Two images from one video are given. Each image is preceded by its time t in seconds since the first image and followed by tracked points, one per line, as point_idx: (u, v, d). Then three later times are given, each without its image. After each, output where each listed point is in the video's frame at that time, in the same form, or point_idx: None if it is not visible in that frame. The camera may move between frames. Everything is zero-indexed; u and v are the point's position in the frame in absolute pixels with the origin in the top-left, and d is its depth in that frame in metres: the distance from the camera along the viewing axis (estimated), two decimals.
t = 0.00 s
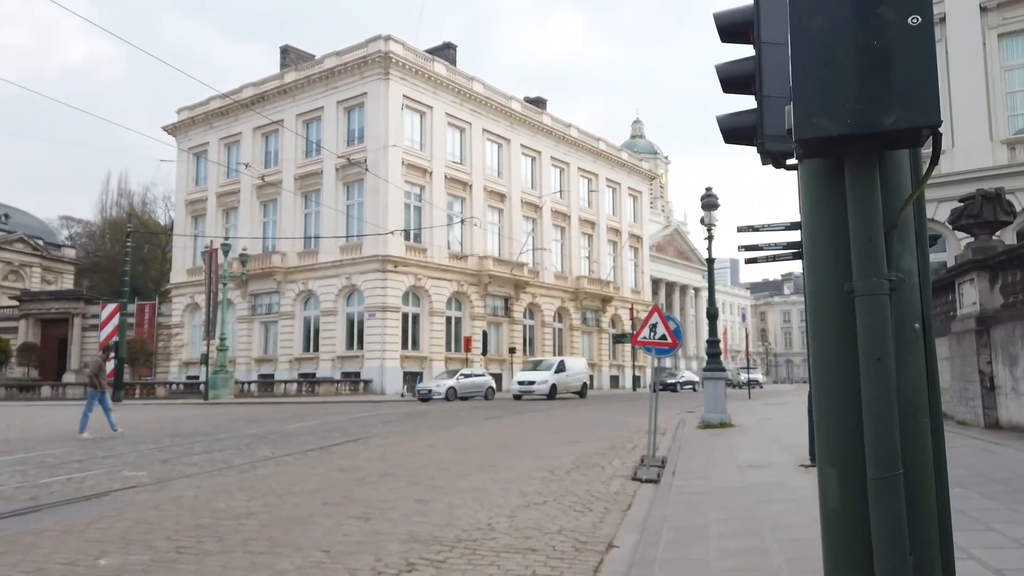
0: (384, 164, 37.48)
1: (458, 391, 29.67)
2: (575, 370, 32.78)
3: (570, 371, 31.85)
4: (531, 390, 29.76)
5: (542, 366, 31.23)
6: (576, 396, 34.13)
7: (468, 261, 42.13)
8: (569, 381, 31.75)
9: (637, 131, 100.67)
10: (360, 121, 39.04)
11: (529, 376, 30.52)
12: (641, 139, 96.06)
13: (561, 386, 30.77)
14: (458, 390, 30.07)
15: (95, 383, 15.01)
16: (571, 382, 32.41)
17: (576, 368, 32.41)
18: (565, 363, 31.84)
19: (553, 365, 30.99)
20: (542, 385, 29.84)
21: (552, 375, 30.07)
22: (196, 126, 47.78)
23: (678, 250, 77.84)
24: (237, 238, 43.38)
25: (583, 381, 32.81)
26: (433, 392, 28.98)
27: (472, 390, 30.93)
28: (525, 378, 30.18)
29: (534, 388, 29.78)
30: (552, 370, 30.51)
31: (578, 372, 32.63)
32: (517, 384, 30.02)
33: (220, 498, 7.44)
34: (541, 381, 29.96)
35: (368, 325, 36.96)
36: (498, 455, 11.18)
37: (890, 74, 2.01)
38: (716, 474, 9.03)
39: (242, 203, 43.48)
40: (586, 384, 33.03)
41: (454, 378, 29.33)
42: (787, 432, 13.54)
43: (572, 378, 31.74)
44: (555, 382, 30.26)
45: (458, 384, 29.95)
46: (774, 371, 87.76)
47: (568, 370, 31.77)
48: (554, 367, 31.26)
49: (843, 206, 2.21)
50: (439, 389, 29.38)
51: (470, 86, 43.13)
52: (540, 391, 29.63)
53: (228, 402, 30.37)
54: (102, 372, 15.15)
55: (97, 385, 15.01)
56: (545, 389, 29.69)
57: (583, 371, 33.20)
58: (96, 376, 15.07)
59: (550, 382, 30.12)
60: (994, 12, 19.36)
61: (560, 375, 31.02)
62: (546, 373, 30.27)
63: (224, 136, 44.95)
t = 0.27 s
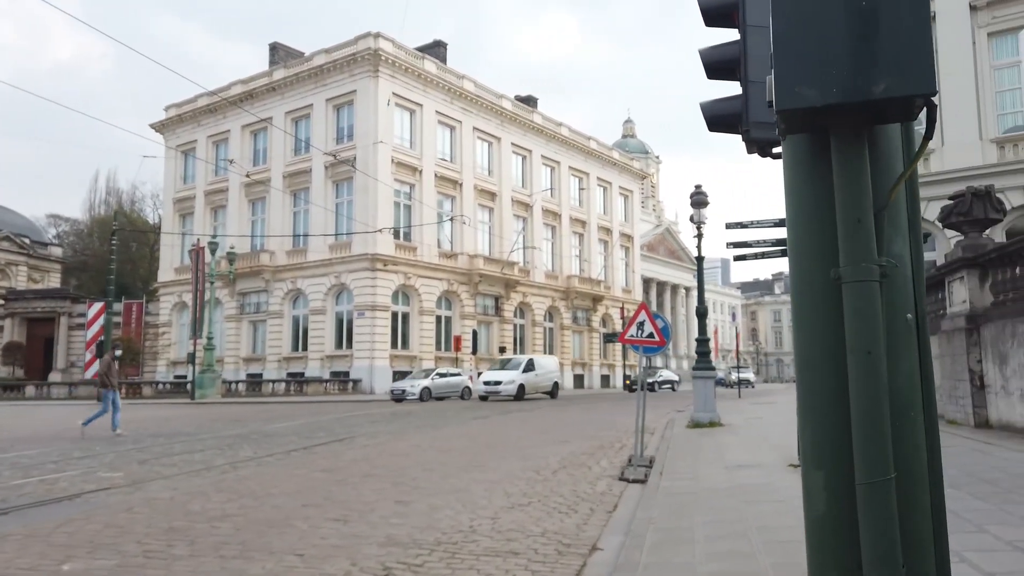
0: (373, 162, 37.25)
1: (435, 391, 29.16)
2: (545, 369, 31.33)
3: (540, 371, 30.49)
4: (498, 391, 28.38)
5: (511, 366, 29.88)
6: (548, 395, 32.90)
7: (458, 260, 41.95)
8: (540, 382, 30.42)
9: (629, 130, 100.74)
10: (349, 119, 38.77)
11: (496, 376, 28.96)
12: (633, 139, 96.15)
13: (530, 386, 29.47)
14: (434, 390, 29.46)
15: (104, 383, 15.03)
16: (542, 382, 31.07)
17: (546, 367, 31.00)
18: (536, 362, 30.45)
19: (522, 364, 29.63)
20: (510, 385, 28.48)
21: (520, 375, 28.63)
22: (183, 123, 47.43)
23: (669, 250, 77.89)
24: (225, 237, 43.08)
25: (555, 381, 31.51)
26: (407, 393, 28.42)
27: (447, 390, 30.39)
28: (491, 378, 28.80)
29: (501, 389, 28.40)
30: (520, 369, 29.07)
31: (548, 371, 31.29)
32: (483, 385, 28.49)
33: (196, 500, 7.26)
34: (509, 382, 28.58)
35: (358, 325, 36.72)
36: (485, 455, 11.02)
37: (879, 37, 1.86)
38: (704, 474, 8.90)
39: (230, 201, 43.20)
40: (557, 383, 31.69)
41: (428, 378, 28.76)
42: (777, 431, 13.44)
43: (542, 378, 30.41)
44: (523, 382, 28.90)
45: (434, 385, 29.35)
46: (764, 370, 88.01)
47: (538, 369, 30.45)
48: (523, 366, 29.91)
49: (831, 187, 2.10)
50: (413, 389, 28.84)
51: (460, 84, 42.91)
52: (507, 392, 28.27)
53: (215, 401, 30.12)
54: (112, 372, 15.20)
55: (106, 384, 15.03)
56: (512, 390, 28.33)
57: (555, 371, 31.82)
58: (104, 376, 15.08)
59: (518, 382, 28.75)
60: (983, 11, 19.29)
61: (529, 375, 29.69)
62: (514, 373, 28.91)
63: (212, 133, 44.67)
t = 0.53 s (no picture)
0: (365, 160, 37.01)
1: (413, 391, 28.87)
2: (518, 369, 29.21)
3: (513, 370, 28.52)
4: (467, 391, 26.40)
5: (481, 365, 27.92)
6: (522, 395, 31.18)
7: (451, 259, 41.75)
8: (513, 382, 28.48)
9: (622, 129, 100.68)
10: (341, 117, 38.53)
11: (464, 375, 26.78)
12: (626, 139, 96.18)
13: (501, 386, 27.53)
14: (413, 390, 29.23)
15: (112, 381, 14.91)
16: (514, 381, 29.08)
17: (519, 365, 28.94)
18: (508, 361, 28.48)
19: (493, 363, 27.69)
20: (479, 385, 26.52)
21: (490, 374, 26.58)
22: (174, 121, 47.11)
23: (663, 249, 77.88)
24: (217, 235, 42.79)
25: (529, 381, 29.54)
26: (384, 392, 28.16)
27: (426, 389, 30.08)
28: (460, 378, 26.82)
29: (469, 389, 26.42)
30: (490, 368, 26.96)
31: (521, 370, 29.27)
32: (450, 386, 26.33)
33: (175, 502, 7.07)
34: (479, 382, 26.59)
35: (349, 324, 36.47)
36: (475, 455, 10.85)
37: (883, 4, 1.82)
38: (697, 475, 8.74)
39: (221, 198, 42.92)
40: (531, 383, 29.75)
41: (406, 378, 28.52)
42: (771, 431, 13.31)
43: (514, 377, 28.46)
44: (494, 382, 26.94)
45: (412, 385, 29.14)
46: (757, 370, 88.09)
47: (510, 369, 28.50)
48: (494, 365, 27.96)
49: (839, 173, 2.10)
50: (390, 389, 28.58)
51: (453, 82, 42.72)
52: (477, 393, 26.31)
53: (205, 401, 29.86)
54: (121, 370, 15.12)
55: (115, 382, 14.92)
56: (482, 390, 26.36)
57: (528, 371, 29.88)
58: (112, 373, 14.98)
59: (488, 382, 26.78)
60: (977, 10, 19.29)
61: (500, 375, 27.72)
62: (484, 372, 26.97)
63: (203, 131, 44.38)
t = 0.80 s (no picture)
0: (354, 157, 36.72)
1: (383, 391, 28.20)
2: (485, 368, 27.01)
3: (479, 370, 26.20)
4: (426, 392, 24.15)
5: (442, 364, 25.60)
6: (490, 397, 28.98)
7: (441, 258, 41.48)
8: (478, 383, 26.14)
9: (613, 129, 100.71)
10: (330, 114, 38.22)
11: (424, 376, 24.68)
12: (617, 138, 96.24)
13: (463, 387, 25.15)
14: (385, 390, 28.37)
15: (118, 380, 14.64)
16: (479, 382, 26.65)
17: (486, 365, 26.83)
18: (473, 360, 26.17)
19: (457, 363, 25.38)
20: (439, 386, 24.30)
21: (452, 374, 24.48)
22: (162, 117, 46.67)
23: (654, 249, 77.83)
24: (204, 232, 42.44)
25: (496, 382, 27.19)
26: (356, 392, 27.40)
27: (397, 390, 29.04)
28: (418, 377, 24.53)
29: (429, 390, 24.23)
30: (453, 368, 24.85)
31: (487, 370, 26.77)
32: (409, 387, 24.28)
33: (147, 508, 6.84)
34: (440, 382, 24.32)
35: (338, 323, 36.11)
36: (461, 457, 10.64)
37: None
38: (687, 479, 8.55)
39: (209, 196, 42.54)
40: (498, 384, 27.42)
41: (379, 378, 27.70)
42: (763, 433, 13.15)
43: (479, 378, 26.07)
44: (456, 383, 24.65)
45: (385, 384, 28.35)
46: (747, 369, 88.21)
47: (473, 369, 26.11)
48: (456, 365, 25.59)
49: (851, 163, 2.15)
50: (363, 389, 27.72)
51: (444, 80, 42.50)
52: (437, 395, 24.08)
53: (191, 401, 29.50)
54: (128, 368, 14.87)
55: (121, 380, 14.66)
56: (443, 391, 24.13)
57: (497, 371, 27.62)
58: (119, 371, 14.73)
59: (449, 383, 24.51)
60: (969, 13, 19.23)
61: (463, 375, 25.35)
62: (445, 372, 24.67)
63: (191, 128, 43.98)
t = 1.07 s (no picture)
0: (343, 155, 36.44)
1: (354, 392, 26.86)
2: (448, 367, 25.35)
3: (440, 370, 24.49)
4: (380, 392, 22.53)
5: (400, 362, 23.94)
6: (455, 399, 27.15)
7: (430, 257, 41.21)
8: (439, 383, 24.41)
9: (604, 129, 100.66)
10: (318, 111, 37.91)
11: (378, 375, 23.04)
12: (608, 138, 96.23)
13: (421, 387, 23.45)
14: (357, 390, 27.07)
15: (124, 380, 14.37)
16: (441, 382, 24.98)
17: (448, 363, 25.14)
18: (434, 359, 24.45)
19: (416, 362, 23.64)
20: (394, 386, 22.66)
21: (408, 372, 22.81)
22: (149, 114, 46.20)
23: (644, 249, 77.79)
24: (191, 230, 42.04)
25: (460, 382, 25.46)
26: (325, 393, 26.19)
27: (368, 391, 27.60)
28: (372, 377, 22.88)
29: (383, 391, 22.60)
30: (410, 367, 23.19)
31: (450, 370, 24.96)
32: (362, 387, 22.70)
33: (116, 512, 6.58)
34: (395, 382, 22.68)
35: (326, 322, 35.82)
36: (446, 458, 10.41)
37: None
38: (676, 480, 8.35)
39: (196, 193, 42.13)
40: (463, 384, 25.69)
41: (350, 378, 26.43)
42: (753, 432, 13.00)
43: (440, 377, 24.38)
44: (413, 383, 22.95)
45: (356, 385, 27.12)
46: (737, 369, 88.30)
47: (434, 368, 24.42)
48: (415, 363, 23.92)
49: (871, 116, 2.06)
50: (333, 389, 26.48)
51: (433, 78, 42.27)
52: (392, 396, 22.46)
53: (176, 400, 29.13)
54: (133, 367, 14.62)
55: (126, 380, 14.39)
56: (398, 391, 22.50)
57: (461, 370, 25.87)
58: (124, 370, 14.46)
59: (406, 382, 22.84)
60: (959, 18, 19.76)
61: (421, 374, 23.65)
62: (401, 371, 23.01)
63: (177, 125, 43.56)
